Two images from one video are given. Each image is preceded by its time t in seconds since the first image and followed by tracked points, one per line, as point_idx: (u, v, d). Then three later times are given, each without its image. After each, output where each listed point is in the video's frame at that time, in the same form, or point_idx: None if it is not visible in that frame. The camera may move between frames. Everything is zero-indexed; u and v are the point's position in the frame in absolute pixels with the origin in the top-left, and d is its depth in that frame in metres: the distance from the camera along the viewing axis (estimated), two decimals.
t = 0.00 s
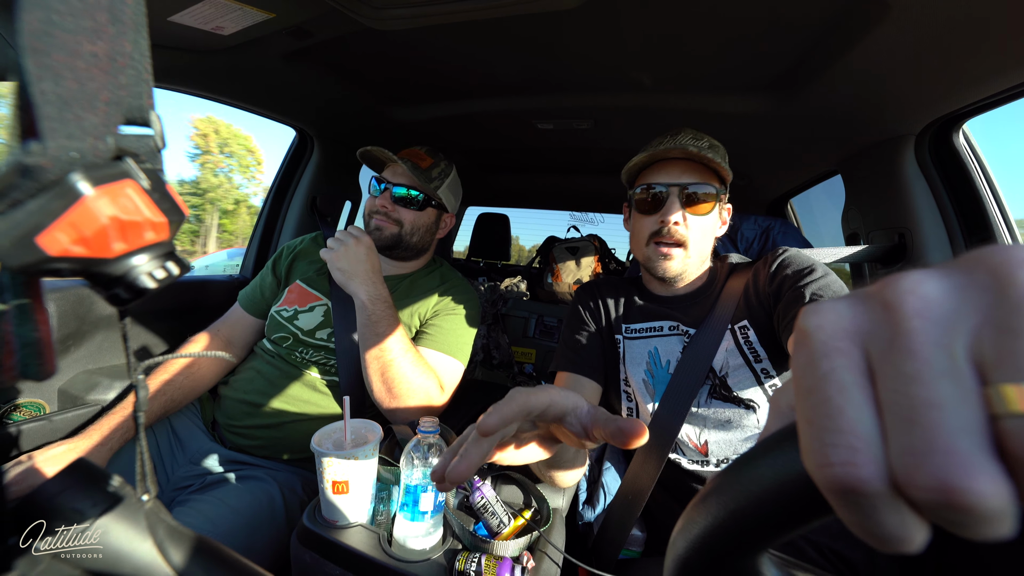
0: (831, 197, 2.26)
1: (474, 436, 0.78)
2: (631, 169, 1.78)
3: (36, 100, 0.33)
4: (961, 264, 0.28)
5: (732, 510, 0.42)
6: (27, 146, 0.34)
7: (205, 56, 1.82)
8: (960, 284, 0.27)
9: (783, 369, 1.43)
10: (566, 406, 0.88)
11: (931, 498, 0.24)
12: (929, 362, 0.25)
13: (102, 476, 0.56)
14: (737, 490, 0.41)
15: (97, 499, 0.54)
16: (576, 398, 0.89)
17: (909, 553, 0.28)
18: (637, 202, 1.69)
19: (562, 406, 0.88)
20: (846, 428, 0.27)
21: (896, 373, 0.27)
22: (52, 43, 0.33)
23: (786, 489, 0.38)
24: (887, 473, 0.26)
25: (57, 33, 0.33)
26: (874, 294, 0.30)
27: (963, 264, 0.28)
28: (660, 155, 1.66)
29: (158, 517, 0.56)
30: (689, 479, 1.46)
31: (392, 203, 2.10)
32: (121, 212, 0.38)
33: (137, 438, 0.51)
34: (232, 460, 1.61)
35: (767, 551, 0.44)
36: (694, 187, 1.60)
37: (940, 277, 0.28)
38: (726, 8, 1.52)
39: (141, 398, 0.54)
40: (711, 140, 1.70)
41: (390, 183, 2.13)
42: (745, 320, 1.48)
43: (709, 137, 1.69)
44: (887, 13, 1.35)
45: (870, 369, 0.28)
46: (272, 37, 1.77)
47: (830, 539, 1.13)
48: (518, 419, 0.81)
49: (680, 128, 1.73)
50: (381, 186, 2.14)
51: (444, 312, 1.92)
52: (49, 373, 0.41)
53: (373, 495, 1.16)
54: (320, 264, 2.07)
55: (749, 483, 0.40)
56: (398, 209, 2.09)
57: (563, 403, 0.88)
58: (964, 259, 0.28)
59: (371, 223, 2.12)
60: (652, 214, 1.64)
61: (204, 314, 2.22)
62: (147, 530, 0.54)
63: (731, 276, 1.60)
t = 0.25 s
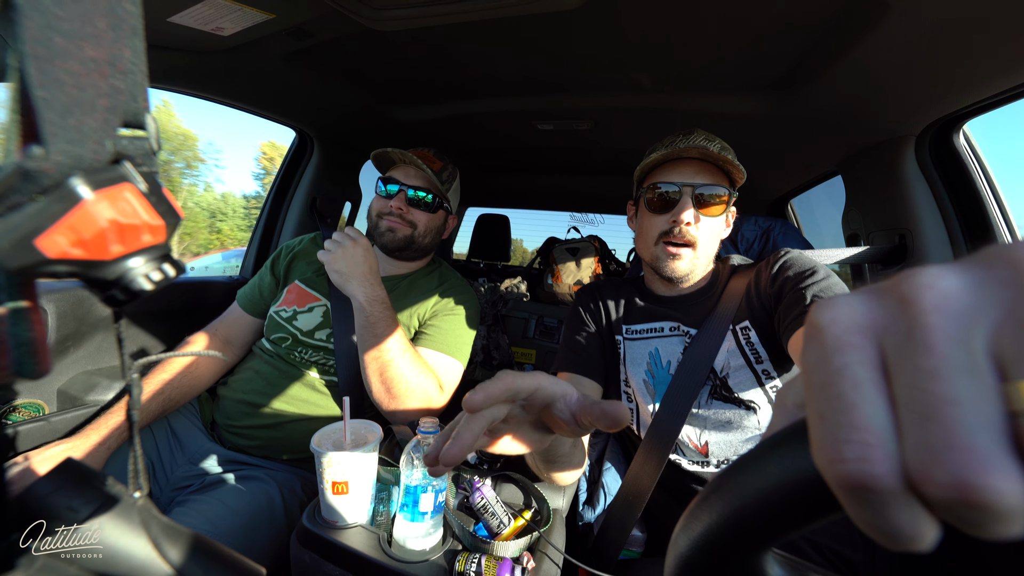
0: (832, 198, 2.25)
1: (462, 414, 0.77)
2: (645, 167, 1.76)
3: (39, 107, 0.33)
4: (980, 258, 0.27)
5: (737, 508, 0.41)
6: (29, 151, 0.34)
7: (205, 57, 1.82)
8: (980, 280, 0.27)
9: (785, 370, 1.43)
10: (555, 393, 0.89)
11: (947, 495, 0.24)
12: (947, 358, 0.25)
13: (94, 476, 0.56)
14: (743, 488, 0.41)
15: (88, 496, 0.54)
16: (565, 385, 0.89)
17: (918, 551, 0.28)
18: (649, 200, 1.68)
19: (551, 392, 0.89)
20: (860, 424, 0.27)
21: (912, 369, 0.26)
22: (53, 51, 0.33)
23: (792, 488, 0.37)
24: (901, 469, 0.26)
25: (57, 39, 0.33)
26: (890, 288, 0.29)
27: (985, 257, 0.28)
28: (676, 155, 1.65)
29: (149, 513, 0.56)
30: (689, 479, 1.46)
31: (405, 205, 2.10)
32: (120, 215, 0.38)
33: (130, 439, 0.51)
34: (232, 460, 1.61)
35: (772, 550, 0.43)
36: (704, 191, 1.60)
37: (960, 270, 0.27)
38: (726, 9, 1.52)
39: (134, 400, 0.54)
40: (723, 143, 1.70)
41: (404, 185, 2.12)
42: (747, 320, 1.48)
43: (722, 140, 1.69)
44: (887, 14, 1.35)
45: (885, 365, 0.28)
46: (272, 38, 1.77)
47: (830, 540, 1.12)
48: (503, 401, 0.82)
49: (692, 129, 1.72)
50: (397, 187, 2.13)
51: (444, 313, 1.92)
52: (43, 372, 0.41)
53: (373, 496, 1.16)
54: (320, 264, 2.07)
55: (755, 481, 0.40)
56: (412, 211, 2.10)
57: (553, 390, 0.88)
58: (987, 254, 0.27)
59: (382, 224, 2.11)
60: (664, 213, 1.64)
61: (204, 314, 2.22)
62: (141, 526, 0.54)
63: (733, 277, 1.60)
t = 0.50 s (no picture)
0: (832, 197, 2.25)
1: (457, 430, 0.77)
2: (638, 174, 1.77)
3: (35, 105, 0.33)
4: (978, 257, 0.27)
5: (737, 508, 0.41)
6: (26, 148, 0.34)
7: (205, 56, 1.82)
8: (978, 279, 0.26)
9: (785, 371, 1.43)
10: (552, 402, 0.89)
11: (947, 494, 0.24)
12: (945, 358, 0.25)
13: (94, 476, 0.55)
14: (741, 488, 0.41)
15: (89, 495, 0.53)
16: (560, 395, 0.90)
17: (917, 550, 0.28)
18: (643, 204, 1.68)
19: (548, 403, 0.89)
20: (859, 423, 0.27)
21: (910, 369, 0.26)
22: (51, 48, 0.33)
23: (792, 489, 0.37)
24: (899, 469, 0.26)
25: (53, 36, 0.33)
26: (889, 287, 0.29)
27: (984, 256, 0.27)
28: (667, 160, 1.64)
29: (149, 513, 0.56)
30: (688, 480, 1.46)
31: (407, 207, 2.10)
32: (119, 213, 0.37)
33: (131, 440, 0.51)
34: (232, 460, 1.61)
35: (771, 549, 0.44)
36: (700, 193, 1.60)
37: (956, 269, 0.27)
38: (727, 8, 1.52)
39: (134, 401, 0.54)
40: (718, 142, 1.69)
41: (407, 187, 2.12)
42: (747, 320, 1.48)
43: (717, 139, 1.69)
44: (887, 13, 1.35)
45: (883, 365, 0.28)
46: (272, 37, 1.77)
47: (830, 539, 1.13)
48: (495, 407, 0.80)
49: (687, 129, 1.71)
50: (398, 190, 2.13)
51: (445, 313, 1.91)
52: (46, 371, 0.41)
53: (373, 495, 1.15)
54: (320, 264, 2.07)
55: (754, 481, 0.40)
56: (414, 213, 2.09)
57: (549, 400, 0.89)
58: (986, 254, 0.27)
59: (383, 226, 2.12)
60: (658, 217, 1.64)
61: (204, 313, 2.22)
62: (141, 526, 0.54)
63: (733, 277, 1.60)
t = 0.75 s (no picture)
0: (832, 197, 2.25)
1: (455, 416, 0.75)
2: (636, 174, 1.77)
3: (38, 105, 0.33)
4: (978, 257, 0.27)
5: (737, 508, 0.41)
6: (28, 150, 0.34)
7: (205, 56, 1.82)
8: (978, 279, 0.26)
9: (784, 370, 1.43)
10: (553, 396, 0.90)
11: (946, 495, 0.24)
12: (945, 359, 0.25)
13: (94, 476, 0.55)
14: (741, 488, 0.41)
15: (88, 495, 0.53)
16: (561, 388, 0.90)
17: (917, 551, 0.28)
18: (643, 204, 1.68)
19: (548, 396, 0.90)
20: (859, 424, 0.27)
21: (910, 369, 0.26)
22: (53, 50, 0.33)
23: (794, 489, 0.37)
24: (899, 469, 0.26)
25: (56, 38, 0.33)
26: (889, 287, 0.29)
27: (985, 256, 0.27)
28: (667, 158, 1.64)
29: (149, 513, 0.56)
30: (688, 480, 1.45)
31: (406, 207, 2.10)
32: (119, 213, 0.37)
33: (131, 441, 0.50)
34: (232, 460, 1.61)
35: (771, 550, 0.43)
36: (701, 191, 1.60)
37: (957, 269, 0.27)
38: (726, 8, 1.52)
39: (134, 403, 0.53)
40: (714, 142, 1.68)
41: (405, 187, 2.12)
42: (747, 320, 1.48)
43: (712, 138, 1.69)
44: (887, 13, 1.35)
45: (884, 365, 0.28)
46: (272, 37, 1.77)
47: (831, 540, 1.12)
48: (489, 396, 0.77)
49: (682, 129, 1.70)
50: (398, 188, 2.13)
51: (444, 313, 1.91)
52: (43, 371, 0.41)
53: (373, 495, 1.15)
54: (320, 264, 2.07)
55: (753, 482, 0.40)
56: (413, 213, 2.09)
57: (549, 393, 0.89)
58: (986, 254, 0.26)
59: (382, 225, 2.11)
60: (658, 215, 1.64)
61: (204, 314, 2.22)
62: (140, 527, 0.53)
63: (733, 276, 1.60)
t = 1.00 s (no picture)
0: (832, 197, 2.25)
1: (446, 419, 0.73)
2: (631, 176, 1.77)
3: (40, 105, 0.33)
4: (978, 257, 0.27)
5: (737, 509, 0.41)
6: (31, 149, 0.34)
7: (205, 56, 1.82)
8: (978, 280, 0.26)
9: (784, 369, 1.43)
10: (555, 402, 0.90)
11: (945, 495, 0.24)
12: (945, 359, 0.25)
13: (93, 475, 0.55)
14: (740, 488, 0.41)
15: (88, 496, 0.53)
16: (563, 394, 0.91)
17: (917, 550, 0.28)
18: (639, 207, 1.68)
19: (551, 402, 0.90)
20: (857, 424, 0.27)
21: (910, 369, 0.26)
22: (54, 49, 0.33)
23: (795, 490, 0.37)
24: (899, 469, 0.26)
25: (57, 38, 0.33)
26: (889, 287, 0.29)
27: (985, 255, 0.27)
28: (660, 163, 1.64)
29: (149, 513, 0.56)
30: (688, 480, 1.46)
31: (405, 207, 2.09)
32: (122, 214, 0.38)
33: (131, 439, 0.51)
34: (232, 460, 1.61)
35: (771, 549, 0.44)
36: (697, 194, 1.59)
37: (956, 269, 0.27)
38: (726, 8, 1.52)
39: (134, 403, 0.53)
40: (712, 142, 1.68)
41: (403, 187, 2.12)
42: (746, 320, 1.48)
43: (711, 138, 1.69)
44: (887, 13, 1.35)
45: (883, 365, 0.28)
46: (272, 37, 1.77)
47: (831, 540, 1.13)
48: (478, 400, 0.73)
49: (681, 129, 1.70)
50: (397, 189, 2.13)
51: (444, 313, 1.91)
52: (44, 370, 0.41)
53: (373, 495, 1.15)
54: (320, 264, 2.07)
55: (753, 482, 0.40)
56: (412, 213, 2.09)
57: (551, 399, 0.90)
58: (988, 254, 0.26)
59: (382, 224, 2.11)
60: (652, 219, 1.64)
61: (204, 314, 2.22)
62: (140, 527, 0.53)
63: (733, 276, 1.60)
